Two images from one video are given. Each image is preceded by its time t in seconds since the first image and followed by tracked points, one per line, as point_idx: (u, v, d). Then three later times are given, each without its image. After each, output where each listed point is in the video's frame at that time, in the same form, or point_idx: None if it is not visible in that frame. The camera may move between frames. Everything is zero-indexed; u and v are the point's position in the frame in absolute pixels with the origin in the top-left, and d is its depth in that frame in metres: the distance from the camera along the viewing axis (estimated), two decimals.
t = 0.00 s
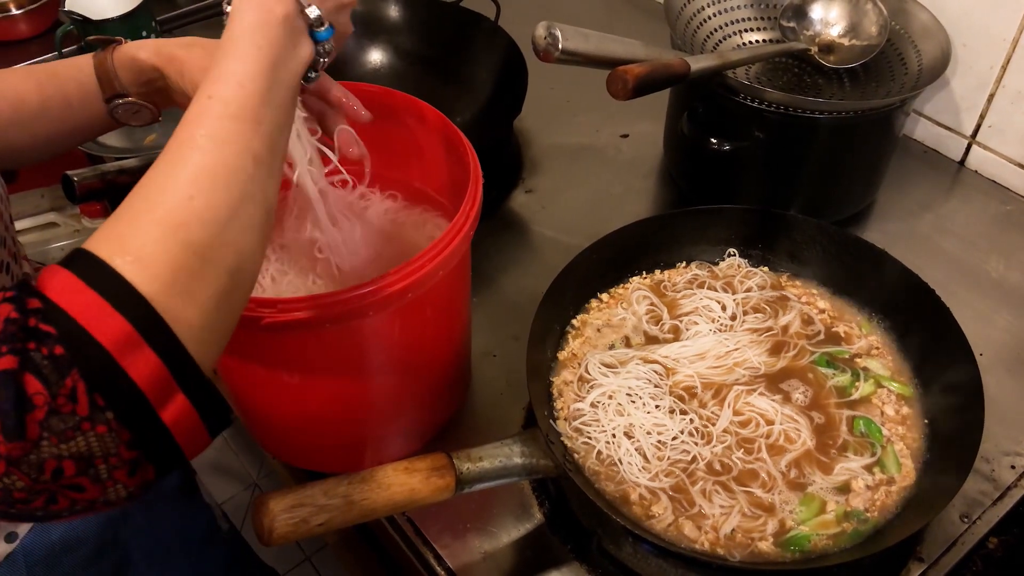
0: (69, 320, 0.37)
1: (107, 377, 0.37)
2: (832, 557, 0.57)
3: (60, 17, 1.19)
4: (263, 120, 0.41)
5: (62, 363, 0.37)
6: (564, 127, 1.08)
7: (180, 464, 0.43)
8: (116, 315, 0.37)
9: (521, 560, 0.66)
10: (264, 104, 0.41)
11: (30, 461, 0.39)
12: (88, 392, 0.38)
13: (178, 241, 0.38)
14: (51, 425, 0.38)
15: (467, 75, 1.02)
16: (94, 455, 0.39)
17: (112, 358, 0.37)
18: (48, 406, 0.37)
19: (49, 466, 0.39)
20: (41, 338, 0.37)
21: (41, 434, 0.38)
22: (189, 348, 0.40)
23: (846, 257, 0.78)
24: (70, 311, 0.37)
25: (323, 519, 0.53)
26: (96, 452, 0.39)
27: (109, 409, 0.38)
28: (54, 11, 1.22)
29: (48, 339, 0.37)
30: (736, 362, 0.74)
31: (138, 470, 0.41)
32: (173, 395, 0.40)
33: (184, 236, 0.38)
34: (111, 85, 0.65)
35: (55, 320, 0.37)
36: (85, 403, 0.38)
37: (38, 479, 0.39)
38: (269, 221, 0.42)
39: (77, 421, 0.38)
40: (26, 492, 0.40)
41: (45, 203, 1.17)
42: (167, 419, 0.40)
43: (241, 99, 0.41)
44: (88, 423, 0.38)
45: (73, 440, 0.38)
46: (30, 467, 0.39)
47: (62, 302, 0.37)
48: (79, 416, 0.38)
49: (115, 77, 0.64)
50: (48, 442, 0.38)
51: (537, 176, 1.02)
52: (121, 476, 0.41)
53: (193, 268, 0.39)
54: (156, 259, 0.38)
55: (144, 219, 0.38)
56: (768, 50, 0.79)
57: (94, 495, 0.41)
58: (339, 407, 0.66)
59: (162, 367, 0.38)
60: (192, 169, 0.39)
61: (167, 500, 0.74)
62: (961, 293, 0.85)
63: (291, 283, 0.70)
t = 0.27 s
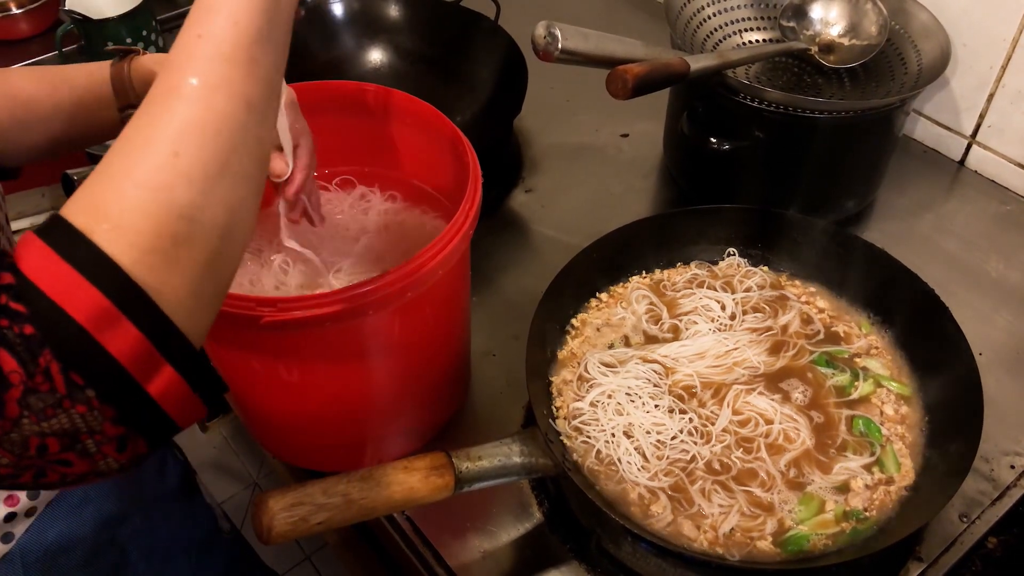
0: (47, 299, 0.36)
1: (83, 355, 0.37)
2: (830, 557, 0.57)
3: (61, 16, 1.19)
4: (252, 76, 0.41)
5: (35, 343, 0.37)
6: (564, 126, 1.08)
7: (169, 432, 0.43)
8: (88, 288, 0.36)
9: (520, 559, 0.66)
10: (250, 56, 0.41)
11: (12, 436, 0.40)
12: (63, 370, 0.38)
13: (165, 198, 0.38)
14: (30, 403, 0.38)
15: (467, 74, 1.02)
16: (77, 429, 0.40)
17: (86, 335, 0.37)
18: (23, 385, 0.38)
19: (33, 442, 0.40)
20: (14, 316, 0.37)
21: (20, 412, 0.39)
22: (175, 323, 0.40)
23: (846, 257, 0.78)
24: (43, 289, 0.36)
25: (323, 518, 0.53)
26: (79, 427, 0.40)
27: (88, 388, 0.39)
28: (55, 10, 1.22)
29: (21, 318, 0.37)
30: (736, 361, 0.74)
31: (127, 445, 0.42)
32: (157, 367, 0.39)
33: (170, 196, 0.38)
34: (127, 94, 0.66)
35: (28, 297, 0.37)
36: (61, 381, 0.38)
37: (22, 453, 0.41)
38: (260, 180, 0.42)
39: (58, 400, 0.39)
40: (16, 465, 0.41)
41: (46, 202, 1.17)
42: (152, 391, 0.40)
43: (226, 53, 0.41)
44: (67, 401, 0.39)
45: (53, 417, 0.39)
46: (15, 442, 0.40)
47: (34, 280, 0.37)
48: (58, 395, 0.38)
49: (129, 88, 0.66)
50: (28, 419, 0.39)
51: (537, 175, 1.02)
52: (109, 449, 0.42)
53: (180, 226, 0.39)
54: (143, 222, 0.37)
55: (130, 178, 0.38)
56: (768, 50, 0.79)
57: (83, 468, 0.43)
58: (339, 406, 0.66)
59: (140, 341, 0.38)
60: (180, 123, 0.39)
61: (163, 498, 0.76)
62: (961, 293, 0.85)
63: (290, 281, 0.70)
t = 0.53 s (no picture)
0: (67, 365, 0.36)
1: (97, 423, 0.37)
2: (827, 555, 0.57)
3: (60, 15, 1.20)
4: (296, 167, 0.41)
5: (49, 409, 0.36)
6: (563, 126, 1.08)
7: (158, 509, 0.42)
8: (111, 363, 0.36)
9: (518, 558, 0.66)
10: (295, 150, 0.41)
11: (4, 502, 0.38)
12: (73, 438, 0.37)
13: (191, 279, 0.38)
14: (31, 467, 0.37)
15: (466, 74, 1.02)
16: (71, 499, 0.39)
17: (102, 405, 0.36)
18: (30, 450, 0.37)
19: (24, 508, 0.39)
20: (31, 380, 0.36)
21: (20, 476, 0.38)
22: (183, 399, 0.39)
23: (844, 256, 0.78)
24: (65, 355, 0.36)
25: (320, 515, 0.53)
26: (73, 496, 0.39)
27: (93, 456, 0.38)
28: (55, 9, 1.22)
29: (39, 382, 0.36)
30: (734, 360, 0.74)
31: (115, 517, 0.41)
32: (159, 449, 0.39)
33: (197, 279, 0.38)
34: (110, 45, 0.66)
35: (48, 363, 0.36)
36: (70, 448, 0.37)
37: (11, 521, 0.39)
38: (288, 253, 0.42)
39: (59, 465, 0.38)
40: None
41: (46, 201, 1.17)
42: (149, 467, 0.39)
43: (271, 147, 0.40)
44: (70, 468, 0.38)
45: (53, 483, 0.38)
46: (5, 508, 0.38)
47: (57, 345, 0.36)
48: (61, 462, 0.38)
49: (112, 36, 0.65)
50: (26, 484, 0.38)
51: (536, 175, 1.02)
52: (97, 521, 0.41)
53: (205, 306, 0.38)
54: (163, 285, 0.37)
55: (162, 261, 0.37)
56: (767, 49, 0.80)
57: (66, 539, 0.41)
58: (338, 404, 0.66)
59: (151, 418, 0.38)
60: (218, 195, 0.39)
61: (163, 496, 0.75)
62: (959, 292, 0.85)
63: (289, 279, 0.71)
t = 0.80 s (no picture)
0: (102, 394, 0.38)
1: (137, 449, 0.39)
2: (823, 552, 0.57)
3: (62, 15, 1.20)
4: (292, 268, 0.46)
5: (103, 424, 0.38)
6: (562, 125, 1.09)
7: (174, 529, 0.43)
8: (152, 392, 0.39)
9: (516, 555, 0.66)
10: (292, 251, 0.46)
11: (48, 511, 0.38)
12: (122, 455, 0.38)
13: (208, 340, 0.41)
14: (79, 478, 0.38)
15: (466, 73, 1.03)
16: (108, 511, 0.39)
17: (143, 429, 0.38)
18: (82, 460, 0.38)
19: (63, 516, 0.38)
20: (87, 399, 0.38)
21: (68, 485, 0.38)
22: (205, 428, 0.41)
23: (841, 255, 0.78)
24: (117, 385, 0.38)
25: (319, 512, 0.54)
26: (110, 508, 0.39)
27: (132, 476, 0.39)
28: (57, 8, 1.22)
29: (96, 399, 0.38)
30: (731, 359, 0.75)
31: (141, 530, 0.42)
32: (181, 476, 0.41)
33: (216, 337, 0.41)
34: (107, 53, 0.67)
35: (101, 385, 0.38)
36: (117, 463, 0.39)
37: (49, 529, 0.38)
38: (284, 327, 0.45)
39: (104, 476, 0.38)
40: (36, 540, 0.39)
41: (47, 200, 1.18)
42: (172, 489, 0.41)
43: (268, 247, 0.45)
44: (114, 479, 0.39)
45: (99, 493, 0.39)
46: (47, 517, 0.38)
47: (109, 374, 0.38)
48: (106, 473, 0.38)
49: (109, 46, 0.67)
50: (73, 492, 0.38)
51: (535, 174, 1.02)
52: (124, 533, 0.41)
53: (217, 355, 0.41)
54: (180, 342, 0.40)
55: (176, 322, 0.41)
56: (765, 49, 0.80)
57: (91, 552, 0.41)
58: (338, 402, 0.66)
59: (181, 444, 0.40)
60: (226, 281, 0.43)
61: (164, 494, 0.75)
62: (957, 291, 0.86)
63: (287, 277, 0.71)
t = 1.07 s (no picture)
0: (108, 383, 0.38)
1: (177, 335, 0.41)
2: (824, 550, 0.57)
3: (62, 13, 1.20)
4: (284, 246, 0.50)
5: (144, 307, 0.41)
6: (563, 124, 1.09)
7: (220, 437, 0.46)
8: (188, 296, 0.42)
9: (516, 553, 0.66)
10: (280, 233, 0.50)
11: (104, 387, 0.41)
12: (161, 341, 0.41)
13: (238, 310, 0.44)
14: (129, 355, 0.41)
15: (467, 72, 1.02)
16: (159, 391, 0.41)
17: (182, 318, 0.41)
18: (128, 339, 0.41)
19: (120, 396, 0.41)
20: (127, 291, 0.41)
21: (119, 363, 0.41)
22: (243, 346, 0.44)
23: (843, 253, 0.78)
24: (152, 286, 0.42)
25: (319, 509, 0.53)
26: (160, 388, 0.41)
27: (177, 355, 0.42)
28: (57, 7, 1.22)
29: (135, 290, 0.41)
30: (732, 357, 0.74)
31: (192, 417, 0.43)
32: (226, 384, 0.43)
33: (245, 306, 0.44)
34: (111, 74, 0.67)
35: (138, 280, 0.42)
36: (162, 342, 0.41)
37: (107, 412, 0.41)
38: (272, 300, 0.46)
39: (152, 356, 0.41)
40: (93, 422, 0.41)
41: (47, 199, 1.18)
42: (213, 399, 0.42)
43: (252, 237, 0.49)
44: (162, 359, 0.41)
45: (145, 371, 0.41)
46: (103, 395, 0.41)
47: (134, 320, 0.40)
48: (153, 353, 0.41)
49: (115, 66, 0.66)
50: (125, 371, 0.41)
51: (536, 173, 1.02)
52: (177, 417, 0.43)
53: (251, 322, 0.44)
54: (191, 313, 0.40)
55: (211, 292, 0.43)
56: (767, 47, 0.80)
57: (148, 438, 0.43)
58: (338, 400, 0.66)
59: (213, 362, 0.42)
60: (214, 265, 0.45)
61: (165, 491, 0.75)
62: (958, 290, 0.86)
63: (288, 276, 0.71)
